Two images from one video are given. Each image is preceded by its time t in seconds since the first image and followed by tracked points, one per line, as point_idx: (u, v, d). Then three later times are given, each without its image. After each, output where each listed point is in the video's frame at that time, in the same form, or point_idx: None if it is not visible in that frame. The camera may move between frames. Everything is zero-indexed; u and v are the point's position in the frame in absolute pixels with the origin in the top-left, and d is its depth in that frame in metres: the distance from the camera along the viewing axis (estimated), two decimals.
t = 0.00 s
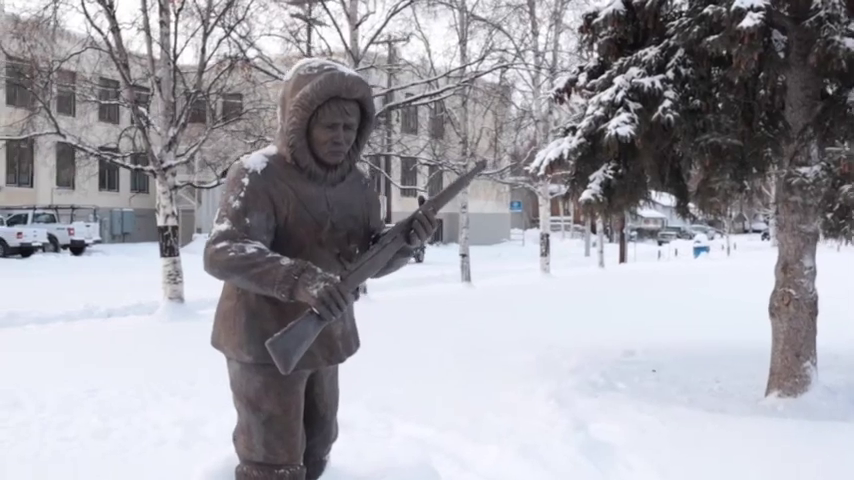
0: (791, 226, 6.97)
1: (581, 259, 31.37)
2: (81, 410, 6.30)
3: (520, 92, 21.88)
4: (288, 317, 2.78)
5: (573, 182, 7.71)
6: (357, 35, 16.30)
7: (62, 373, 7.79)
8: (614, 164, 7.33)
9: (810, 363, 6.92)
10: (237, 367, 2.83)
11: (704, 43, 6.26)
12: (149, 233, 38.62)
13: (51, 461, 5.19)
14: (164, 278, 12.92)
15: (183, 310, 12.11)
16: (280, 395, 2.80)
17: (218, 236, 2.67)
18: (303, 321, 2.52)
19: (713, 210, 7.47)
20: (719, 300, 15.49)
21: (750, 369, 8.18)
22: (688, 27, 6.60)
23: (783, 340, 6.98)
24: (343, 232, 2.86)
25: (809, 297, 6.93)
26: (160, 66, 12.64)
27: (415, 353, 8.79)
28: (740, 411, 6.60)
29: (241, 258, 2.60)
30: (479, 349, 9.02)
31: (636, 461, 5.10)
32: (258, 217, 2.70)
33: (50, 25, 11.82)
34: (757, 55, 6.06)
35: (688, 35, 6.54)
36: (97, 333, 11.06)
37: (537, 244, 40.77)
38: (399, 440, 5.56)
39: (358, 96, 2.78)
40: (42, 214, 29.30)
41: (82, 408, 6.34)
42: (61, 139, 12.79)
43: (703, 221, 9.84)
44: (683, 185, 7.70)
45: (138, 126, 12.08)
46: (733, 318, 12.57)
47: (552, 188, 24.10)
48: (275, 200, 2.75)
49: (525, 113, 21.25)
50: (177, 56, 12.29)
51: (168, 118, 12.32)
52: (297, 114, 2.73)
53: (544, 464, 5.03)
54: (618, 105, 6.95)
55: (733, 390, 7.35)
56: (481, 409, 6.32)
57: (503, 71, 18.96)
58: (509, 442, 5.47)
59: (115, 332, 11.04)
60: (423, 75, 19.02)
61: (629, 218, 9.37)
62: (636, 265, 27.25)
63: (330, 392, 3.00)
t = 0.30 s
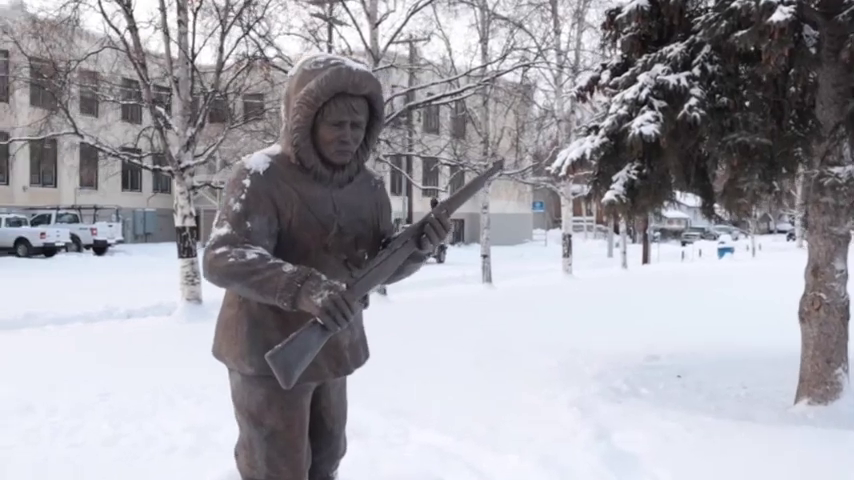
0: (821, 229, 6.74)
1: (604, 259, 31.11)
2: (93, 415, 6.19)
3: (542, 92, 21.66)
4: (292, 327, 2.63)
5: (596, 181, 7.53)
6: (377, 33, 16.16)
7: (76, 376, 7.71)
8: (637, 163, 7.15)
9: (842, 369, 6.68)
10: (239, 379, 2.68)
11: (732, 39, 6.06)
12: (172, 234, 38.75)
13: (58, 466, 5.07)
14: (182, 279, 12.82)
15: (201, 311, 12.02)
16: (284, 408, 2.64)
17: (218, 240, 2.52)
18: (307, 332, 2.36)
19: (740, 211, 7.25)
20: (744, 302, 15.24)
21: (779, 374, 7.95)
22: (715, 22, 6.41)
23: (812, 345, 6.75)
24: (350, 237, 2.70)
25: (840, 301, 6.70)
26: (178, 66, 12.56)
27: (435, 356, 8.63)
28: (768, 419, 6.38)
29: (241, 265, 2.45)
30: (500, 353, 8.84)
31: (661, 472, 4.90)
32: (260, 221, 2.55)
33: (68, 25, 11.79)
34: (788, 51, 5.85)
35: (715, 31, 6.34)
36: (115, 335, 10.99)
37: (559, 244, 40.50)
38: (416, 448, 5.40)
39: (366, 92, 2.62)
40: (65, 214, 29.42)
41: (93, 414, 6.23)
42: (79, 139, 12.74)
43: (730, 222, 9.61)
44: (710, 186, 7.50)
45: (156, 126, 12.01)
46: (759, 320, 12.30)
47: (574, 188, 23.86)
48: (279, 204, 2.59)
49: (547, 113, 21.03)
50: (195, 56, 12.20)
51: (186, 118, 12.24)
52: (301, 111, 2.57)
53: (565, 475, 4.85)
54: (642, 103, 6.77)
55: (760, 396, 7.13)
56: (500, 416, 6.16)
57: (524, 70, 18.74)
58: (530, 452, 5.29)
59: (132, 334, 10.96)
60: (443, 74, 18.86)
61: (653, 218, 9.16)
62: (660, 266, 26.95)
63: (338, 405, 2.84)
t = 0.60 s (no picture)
0: (849, 231, 6.52)
1: (624, 261, 30.83)
2: (100, 421, 6.09)
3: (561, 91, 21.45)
4: (292, 339, 2.48)
5: (615, 182, 7.35)
6: (395, 33, 16.02)
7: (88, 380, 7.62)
8: (658, 164, 6.97)
9: None
10: (236, 394, 2.54)
11: (756, 35, 5.88)
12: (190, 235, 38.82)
13: (61, 473, 4.96)
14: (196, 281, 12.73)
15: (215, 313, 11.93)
16: (283, 426, 2.50)
17: (212, 247, 2.38)
18: (304, 344, 2.21)
19: (764, 213, 7.05)
20: (767, 305, 14.96)
21: (804, 381, 7.73)
22: (739, 18, 6.24)
23: (839, 351, 6.52)
24: (353, 244, 2.55)
25: None
26: (193, 67, 12.47)
27: (451, 361, 8.48)
28: (794, 428, 6.17)
29: (235, 274, 2.31)
30: (518, 358, 8.67)
31: None
32: (257, 227, 2.41)
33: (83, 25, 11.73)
34: (815, 47, 5.66)
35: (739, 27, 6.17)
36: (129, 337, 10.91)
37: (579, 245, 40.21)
38: (431, 457, 5.25)
39: (370, 90, 2.47)
40: (85, 214, 29.53)
41: (101, 419, 6.13)
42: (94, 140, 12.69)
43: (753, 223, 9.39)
44: (734, 186, 7.29)
45: (171, 126, 11.92)
46: (783, 324, 12.05)
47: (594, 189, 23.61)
48: (276, 209, 2.45)
49: (566, 112, 20.82)
50: (210, 56, 12.11)
51: (201, 119, 12.15)
52: (300, 110, 2.43)
53: None
54: (663, 102, 6.61)
55: (785, 404, 6.92)
56: (517, 424, 6.00)
57: (543, 70, 18.54)
58: (547, 462, 5.12)
59: (146, 336, 10.88)
60: (461, 74, 18.70)
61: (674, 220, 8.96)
62: (681, 268, 26.64)
63: (341, 421, 2.70)
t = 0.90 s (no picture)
0: None
1: (648, 261, 30.50)
2: (110, 424, 5.98)
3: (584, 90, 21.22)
4: (290, 345, 2.34)
5: (638, 181, 7.15)
6: (416, 31, 15.88)
7: (106, 382, 7.50)
8: (682, 162, 6.78)
9: None
10: (231, 402, 2.40)
11: (786, 28, 5.68)
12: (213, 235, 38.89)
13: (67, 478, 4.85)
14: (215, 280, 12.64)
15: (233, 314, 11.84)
16: (280, 437, 2.36)
17: (204, 247, 2.23)
18: (300, 351, 2.06)
19: (792, 212, 6.82)
20: (795, 307, 14.66)
21: (834, 385, 7.49)
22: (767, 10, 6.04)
23: None
24: (355, 243, 2.40)
25: None
26: (212, 65, 12.39)
27: (472, 364, 8.31)
28: (824, 435, 5.94)
29: (228, 276, 2.16)
30: (538, 361, 8.49)
31: None
32: (252, 226, 2.26)
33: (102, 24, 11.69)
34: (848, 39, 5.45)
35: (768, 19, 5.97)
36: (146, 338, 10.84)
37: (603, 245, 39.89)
38: (446, 464, 5.09)
39: (374, 80, 2.32)
40: (108, 214, 29.67)
41: (112, 422, 6.03)
42: (113, 139, 12.64)
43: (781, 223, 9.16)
44: (761, 185, 7.07)
45: (189, 125, 11.84)
46: (811, 327, 11.77)
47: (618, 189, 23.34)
48: (273, 206, 2.30)
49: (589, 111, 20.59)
50: (229, 55, 12.02)
51: (220, 118, 12.06)
52: (298, 101, 2.28)
53: None
54: (687, 98, 6.40)
55: (814, 409, 6.69)
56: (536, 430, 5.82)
57: (566, 68, 18.33)
58: (566, 470, 4.95)
59: (163, 337, 10.81)
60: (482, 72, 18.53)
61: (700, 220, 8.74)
62: (707, 269, 26.29)
63: (344, 431, 2.55)
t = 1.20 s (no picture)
0: None
1: (674, 264, 30.15)
2: (122, 429, 5.90)
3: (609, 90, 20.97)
4: (289, 355, 2.21)
5: (662, 181, 6.98)
6: (438, 31, 15.73)
7: (121, 385, 7.45)
8: (708, 162, 6.60)
9: None
10: (227, 415, 2.28)
11: (817, 22, 5.49)
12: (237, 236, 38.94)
13: None
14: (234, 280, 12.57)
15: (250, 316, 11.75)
16: (277, 452, 2.23)
17: (196, 252, 2.10)
18: (295, 363, 1.93)
19: (822, 214, 6.62)
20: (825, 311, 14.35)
21: None
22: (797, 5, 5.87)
23: None
24: (358, 249, 2.26)
25: None
26: (233, 66, 12.32)
27: (492, 368, 8.17)
28: None
29: (221, 283, 2.04)
30: (561, 366, 8.32)
31: None
32: (248, 229, 2.13)
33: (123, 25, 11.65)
34: None
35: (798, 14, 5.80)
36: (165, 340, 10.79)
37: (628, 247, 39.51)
38: (464, 472, 4.95)
39: (377, 74, 2.19)
40: (133, 215, 29.80)
41: (124, 427, 5.95)
42: (133, 141, 12.60)
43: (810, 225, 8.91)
44: (789, 186, 6.92)
45: (209, 127, 11.77)
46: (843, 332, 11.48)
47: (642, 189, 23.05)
48: (270, 209, 2.17)
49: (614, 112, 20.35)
50: (249, 56, 11.95)
51: (240, 119, 11.98)
52: (296, 98, 2.15)
53: None
54: (713, 96, 6.23)
55: (844, 417, 6.48)
56: (557, 438, 5.67)
57: (590, 68, 18.11)
58: None
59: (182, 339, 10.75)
60: (505, 72, 18.37)
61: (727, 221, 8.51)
62: (733, 271, 25.92)
63: (347, 444, 2.42)
